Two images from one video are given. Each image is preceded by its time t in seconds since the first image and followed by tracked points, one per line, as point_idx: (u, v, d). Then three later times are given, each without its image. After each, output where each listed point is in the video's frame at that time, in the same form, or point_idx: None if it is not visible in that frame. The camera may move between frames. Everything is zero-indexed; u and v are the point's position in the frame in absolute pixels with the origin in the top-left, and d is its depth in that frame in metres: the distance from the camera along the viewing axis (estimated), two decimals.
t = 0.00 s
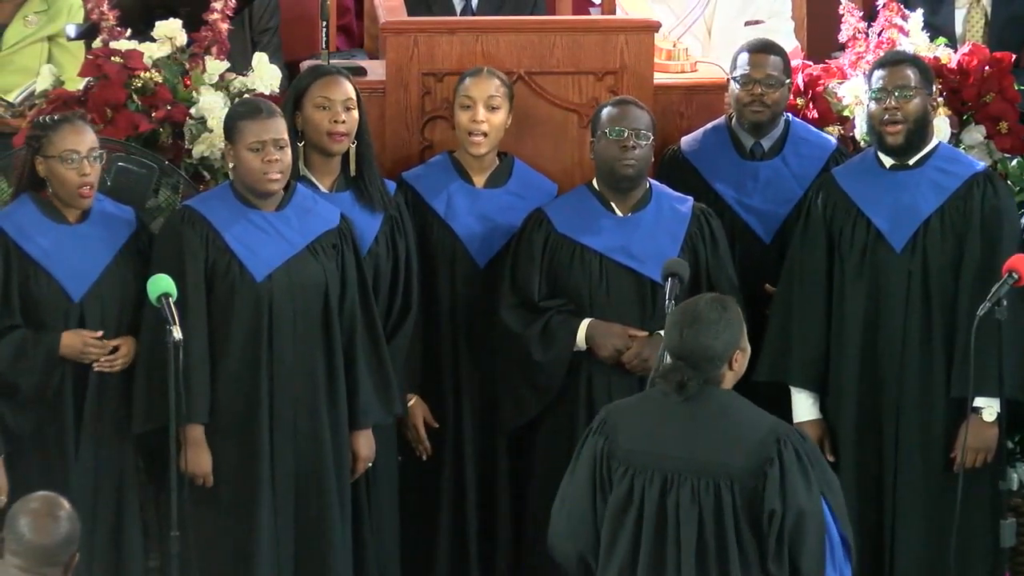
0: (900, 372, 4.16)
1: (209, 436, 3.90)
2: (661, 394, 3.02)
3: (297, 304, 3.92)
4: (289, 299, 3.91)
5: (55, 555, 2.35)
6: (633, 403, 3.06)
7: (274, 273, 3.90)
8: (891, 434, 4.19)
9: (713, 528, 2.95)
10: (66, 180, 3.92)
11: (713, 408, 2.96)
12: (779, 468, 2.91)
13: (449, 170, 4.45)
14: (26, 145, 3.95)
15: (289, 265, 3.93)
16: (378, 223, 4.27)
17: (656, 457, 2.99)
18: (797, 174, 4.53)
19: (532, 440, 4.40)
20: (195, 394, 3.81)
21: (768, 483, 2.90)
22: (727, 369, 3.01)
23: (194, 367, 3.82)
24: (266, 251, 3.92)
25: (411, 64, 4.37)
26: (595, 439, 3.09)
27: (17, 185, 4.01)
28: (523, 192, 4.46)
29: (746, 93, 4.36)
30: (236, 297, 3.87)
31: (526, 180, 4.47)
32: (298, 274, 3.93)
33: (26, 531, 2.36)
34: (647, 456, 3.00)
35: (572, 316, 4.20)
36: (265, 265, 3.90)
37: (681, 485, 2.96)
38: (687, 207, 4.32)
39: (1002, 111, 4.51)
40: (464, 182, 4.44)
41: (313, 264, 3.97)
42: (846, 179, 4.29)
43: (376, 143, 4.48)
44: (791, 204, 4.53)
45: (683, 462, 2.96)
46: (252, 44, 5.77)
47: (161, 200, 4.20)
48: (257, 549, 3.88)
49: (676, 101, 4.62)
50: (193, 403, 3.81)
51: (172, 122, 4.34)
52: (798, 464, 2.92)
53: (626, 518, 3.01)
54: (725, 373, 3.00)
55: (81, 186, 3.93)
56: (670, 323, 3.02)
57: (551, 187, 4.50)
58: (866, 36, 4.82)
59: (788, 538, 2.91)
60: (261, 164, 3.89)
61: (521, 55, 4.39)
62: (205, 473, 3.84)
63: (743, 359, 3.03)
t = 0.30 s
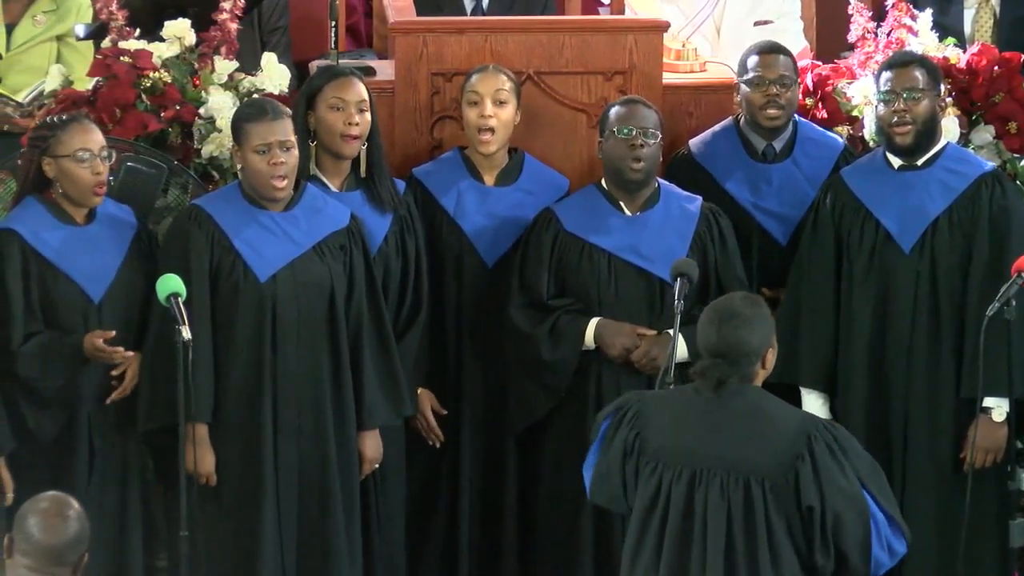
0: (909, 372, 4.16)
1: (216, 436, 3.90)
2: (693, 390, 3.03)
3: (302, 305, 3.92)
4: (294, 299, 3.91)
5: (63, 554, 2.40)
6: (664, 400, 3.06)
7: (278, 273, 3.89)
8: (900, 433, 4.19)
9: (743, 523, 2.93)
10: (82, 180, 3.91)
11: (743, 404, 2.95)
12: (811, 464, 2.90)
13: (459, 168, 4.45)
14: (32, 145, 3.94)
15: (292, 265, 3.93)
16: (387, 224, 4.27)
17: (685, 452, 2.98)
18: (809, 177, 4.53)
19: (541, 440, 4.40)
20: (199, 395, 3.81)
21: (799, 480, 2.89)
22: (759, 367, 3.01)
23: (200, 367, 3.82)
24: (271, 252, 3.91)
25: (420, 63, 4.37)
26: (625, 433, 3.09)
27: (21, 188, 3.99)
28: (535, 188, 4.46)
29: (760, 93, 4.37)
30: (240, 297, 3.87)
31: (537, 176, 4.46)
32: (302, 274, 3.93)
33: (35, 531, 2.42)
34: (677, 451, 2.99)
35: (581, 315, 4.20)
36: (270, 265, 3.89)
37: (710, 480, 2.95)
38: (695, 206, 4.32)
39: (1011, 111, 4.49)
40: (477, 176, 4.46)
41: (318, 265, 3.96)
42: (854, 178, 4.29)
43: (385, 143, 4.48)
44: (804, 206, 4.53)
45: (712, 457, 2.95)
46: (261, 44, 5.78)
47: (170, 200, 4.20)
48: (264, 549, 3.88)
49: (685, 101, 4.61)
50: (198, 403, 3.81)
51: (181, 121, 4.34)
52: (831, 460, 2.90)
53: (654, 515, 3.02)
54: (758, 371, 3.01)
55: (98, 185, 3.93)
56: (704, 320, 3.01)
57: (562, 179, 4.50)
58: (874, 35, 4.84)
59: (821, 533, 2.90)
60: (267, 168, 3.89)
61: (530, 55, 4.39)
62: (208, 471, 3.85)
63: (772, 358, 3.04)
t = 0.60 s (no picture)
0: (920, 372, 4.16)
1: (226, 435, 3.89)
2: (718, 389, 3.03)
3: (306, 305, 3.90)
4: (298, 299, 3.89)
5: (73, 554, 2.41)
6: (688, 398, 3.06)
7: (283, 272, 3.88)
8: (910, 432, 4.19)
9: (773, 522, 2.94)
10: (98, 180, 3.92)
11: (772, 402, 2.97)
12: (839, 463, 2.94)
13: (466, 173, 4.45)
14: (45, 146, 3.93)
15: (298, 264, 3.91)
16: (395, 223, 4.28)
17: (715, 449, 2.98)
18: (825, 176, 4.54)
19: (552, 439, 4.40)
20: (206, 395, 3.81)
21: (829, 478, 2.93)
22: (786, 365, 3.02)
23: (207, 366, 3.82)
24: (277, 251, 3.90)
25: (431, 63, 4.37)
26: (649, 432, 3.07)
27: (33, 190, 3.98)
28: (540, 193, 4.45)
29: (766, 99, 4.38)
30: (244, 296, 3.86)
31: (542, 182, 4.46)
32: (308, 272, 3.91)
33: (46, 530, 2.41)
34: (706, 449, 2.99)
35: (591, 315, 4.20)
36: (273, 265, 3.88)
37: (741, 477, 2.95)
38: (706, 206, 4.32)
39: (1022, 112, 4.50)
40: (483, 180, 4.46)
41: (325, 264, 3.95)
42: (866, 177, 4.28)
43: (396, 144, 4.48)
44: (819, 206, 4.54)
45: (743, 454, 2.96)
46: (271, 43, 5.78)
47: (181, 200, 4.20)
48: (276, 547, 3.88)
49: (695, 101, 4.61)
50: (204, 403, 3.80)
51: (192, 121, 4.34)
52: (856, 462, 2.95)
53: (683, 513, 3.00)
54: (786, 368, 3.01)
55: (113, 185, 3.94)
56: (735, 315, 3.00)
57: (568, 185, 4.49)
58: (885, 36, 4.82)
59: (846, 533, 2.94)
60: (272, 166, 3.88)
61: (540, 55, 4.39)
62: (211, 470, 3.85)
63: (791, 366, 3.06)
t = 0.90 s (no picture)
0: (931, 372, 4.16)
1: (239, 436, 3.90)
2: (726, 390, 3.03)
3: (314, 307, 3.90)
4: (304, 303, 3.89)
5: (84, 553, 2.42)
6: (697, 402, 3.05)
7: (288, 272, 3.89)
8: (922, 432, 4.19)
9: (793, 522, 2.96)
10: (109, 181, 3.92)
11: (783, 401, 2.99)
12: (853, 457, 2.98)
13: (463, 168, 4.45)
14: (59, 146, 3.94)
15: (305, 264, 3.91)
16: (404, 221, 4.28)
17: (730, 454, 2.98)
18: (837, 176, 4.54)
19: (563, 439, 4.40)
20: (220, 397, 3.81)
21: (845, 474, 2.96)
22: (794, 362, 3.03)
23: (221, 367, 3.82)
24: (284, 251, 3.90)
25: (441, 63, 4.38)
26: (659, 439, 3.06)
27: (47, 191, 3.99)
28: (540, 189, 4.45)
29: (778, 99, 4.39)
30: (248, 296, 3.87)
31: (539, 176, 4.46)
32: (314, 272, 3.91)
33: (58, 529, 2.43)
34: (721, 453, 2.99)
35: (602, 316, 4.20)
36: (280, 264, 3.89)
37: (758, 480, 2.96)
38: (717, 207, 4.32)
39: None
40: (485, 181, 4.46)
41: (335, 266, 3.94)
42: (877, 178, 4.29)
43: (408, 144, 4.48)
44: (831, 206, 4.54)
45: (759, 457, 2.97)
46: (282, 44, 5.79)
47: (192, 200, 4.21)
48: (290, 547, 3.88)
49: (706, 101, 4.60)
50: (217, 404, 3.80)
51: (203, 121, 4.35)
52: (868, 452, 3.00)
53: (701, 518, 2.99)
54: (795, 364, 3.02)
55: (126, 187, 3.95)
56: (740, 311, 3.00)
57: (567, 179, 4.49)
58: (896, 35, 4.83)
59: (864, 525, 2.98)
60: (280, 166, 3.87)
61: (551, 56, 4.40)
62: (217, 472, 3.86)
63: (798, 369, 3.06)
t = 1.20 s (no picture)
0: (941, 371, 4.16)
1: (251, 436, 3.90)
2: (731, 394, 3.01)
3: (329, 306, 3.90)
4: (319, 301, 3.89)
5: (94, 553, 2.42)
6: (702, 406, 3.03)
7: (302, 273, 3.89)
8: (932, 432, 4.19)
9: (801, 523, 2.97)
10: (115, 182, 3.92)
11: (788, 403, 2.98)
12: (859, 455, 2.99)
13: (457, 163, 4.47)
14: (69, 146, 3.95)
15: (319, 263, 3.91)
16: (413, 218, 4.28)
17: (738, 458, 2.97)
18: (845, 176, 4.53)
19: (574, 439, 4.40)
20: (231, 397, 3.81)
21: (852, 473, 2.98)
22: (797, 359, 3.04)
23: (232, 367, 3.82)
24: (296, 250, 3.91)
25: (452, 63, 4.41)
26: (663, 444, 3.04)
27: (58, 188, 4.01)
28: (532, 186, 4.45)
29: (789, 100, 4.39)
30: (265, 297, 3.87)
31: (533, 174, 4.46)
32: (328, 271, 3.92)
33: (67, 528, 2.43)
34: (728, 458, 2.98)
35: (612, 316, 4.21)
36: (292, 265, 3.88)
37: (766, 484, 2.96)
38: (727, 207, 4.32)
39: None
40: (495, 181, 4.46)
41: (347, 266, 3.94)
42: (888, 179, 4.30)
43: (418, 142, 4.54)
44: (840, 207, 4.53)
45: (766, 460, 2.96)
46: (292, 44, 5.80)
47: (202, 200, 4.20)
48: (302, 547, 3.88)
49: (716, 101, 4.61)
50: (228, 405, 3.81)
51: (213, 121, 4.33)
52: (874, 450, 3.01)
53: (710, 522, 2.98)
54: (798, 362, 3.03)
55: (131, 188, 3.94)
56: (740, 310, 3.01)
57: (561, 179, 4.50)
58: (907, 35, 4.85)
59: (872, 522, 3.00)
60: (291, 165, 3.87)
61: (562, 56, 4.40)
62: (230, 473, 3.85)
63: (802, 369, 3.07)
